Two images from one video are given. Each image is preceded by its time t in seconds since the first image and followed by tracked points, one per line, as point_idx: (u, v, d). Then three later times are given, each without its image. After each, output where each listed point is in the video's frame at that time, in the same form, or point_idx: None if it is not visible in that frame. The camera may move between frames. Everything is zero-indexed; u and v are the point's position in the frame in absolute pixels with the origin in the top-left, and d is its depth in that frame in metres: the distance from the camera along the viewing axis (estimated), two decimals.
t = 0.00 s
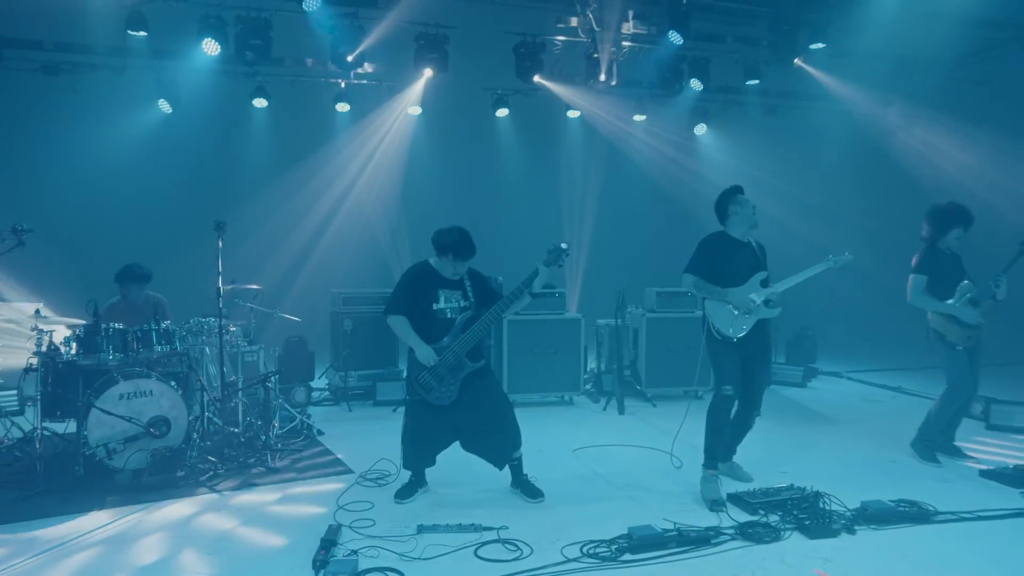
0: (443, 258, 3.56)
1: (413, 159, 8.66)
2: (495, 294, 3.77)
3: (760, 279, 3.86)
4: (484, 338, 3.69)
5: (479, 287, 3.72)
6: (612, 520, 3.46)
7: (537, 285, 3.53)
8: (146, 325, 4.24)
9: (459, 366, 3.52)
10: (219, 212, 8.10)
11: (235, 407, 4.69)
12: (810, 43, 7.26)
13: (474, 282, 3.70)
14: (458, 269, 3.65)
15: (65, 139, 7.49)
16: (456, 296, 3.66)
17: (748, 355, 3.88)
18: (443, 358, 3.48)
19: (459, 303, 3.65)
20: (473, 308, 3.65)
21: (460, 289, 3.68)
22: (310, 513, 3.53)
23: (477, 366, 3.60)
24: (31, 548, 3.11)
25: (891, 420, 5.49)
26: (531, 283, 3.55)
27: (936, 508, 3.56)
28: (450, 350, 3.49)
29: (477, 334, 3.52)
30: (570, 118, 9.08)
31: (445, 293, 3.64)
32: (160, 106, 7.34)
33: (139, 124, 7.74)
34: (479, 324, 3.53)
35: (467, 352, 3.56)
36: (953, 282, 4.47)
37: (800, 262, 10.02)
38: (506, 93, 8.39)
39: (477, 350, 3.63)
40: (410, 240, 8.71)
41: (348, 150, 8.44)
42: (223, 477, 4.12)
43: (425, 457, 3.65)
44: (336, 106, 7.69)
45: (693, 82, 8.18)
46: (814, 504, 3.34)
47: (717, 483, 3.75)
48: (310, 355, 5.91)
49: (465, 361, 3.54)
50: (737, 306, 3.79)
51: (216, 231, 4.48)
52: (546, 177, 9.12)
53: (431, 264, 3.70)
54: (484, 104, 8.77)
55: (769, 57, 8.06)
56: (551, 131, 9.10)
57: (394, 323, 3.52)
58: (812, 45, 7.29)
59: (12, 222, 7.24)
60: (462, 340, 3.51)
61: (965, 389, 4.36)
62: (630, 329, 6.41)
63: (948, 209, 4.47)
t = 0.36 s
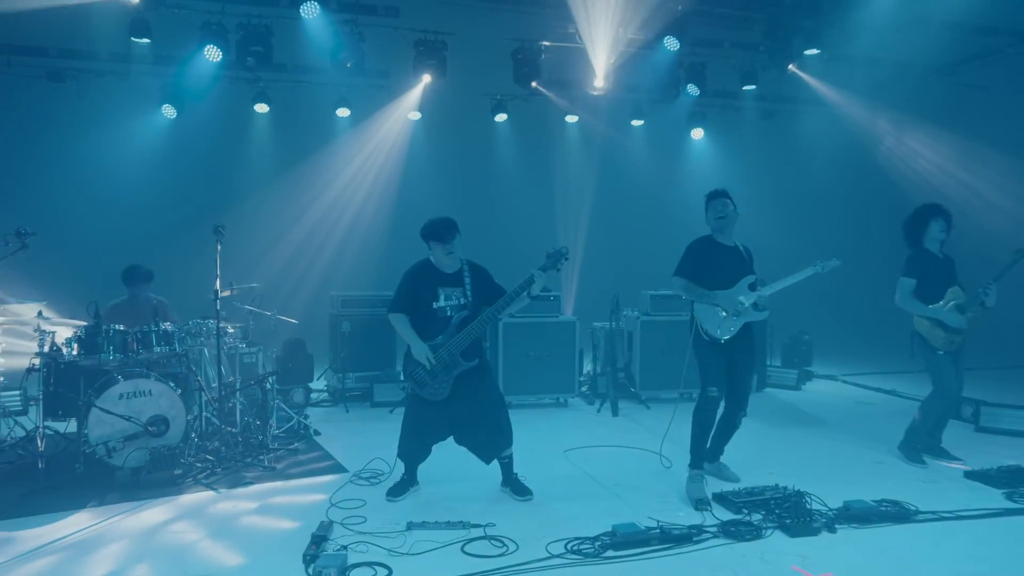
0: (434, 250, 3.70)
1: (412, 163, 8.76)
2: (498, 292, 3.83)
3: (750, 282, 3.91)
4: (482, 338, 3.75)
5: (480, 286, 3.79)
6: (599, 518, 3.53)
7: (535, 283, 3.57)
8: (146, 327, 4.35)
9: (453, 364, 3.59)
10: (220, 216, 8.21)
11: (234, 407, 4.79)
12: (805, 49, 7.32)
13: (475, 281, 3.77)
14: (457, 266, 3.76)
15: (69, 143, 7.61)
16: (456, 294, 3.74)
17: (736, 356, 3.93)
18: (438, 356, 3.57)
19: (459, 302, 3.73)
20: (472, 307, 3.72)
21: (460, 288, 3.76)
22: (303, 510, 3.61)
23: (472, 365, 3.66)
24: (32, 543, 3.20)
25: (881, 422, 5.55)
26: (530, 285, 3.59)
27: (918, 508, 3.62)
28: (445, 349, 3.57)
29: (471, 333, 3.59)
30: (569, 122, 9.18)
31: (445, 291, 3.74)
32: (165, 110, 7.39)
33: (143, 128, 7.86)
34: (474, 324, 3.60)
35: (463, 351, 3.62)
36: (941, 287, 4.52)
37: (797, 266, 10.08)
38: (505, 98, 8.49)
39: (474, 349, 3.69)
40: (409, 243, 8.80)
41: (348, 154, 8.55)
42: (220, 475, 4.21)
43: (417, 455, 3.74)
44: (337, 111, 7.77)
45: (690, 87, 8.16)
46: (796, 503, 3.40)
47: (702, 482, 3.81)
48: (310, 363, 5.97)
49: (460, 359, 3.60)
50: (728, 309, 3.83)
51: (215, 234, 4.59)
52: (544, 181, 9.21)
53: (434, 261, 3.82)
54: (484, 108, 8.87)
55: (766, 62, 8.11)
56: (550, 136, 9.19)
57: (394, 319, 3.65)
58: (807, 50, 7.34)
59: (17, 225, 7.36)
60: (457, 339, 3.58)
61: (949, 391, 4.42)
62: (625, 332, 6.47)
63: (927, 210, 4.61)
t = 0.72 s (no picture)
0: (462, 259, 3.73)
1: (413, 167, 8.87)
2: (519, 302, 3.88)
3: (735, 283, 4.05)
4: (498, 347, 3.81)
5: (501, 296, 3.85)
6: (593, 515, 3.62)
7: (552, 303, 3.62)
8: (152, 329, 4.45)
9: (464, 370, 3.68)
10: (225, 220, 8.35)
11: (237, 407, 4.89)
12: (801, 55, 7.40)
13: (496, 290, 3.84)
14: (480, 274, 3.81)
15: (76, 150, 7.73)
16: (475, 302, 3.81)
17: (727, 357, 4.02)
18: (450, 361, 3.66)
19: (478, 310, 3.80)
20: (490, 316, 3.79)
21: (481, 296, 3.82)
22: (305, 506, 3.71)
23: (482, 373, 3.74)
24: (41, 537, 3.30)
25: (875, 423, 5.63)
26: (545, 302, 3.63)
27: (907, 505, 3.70)
28: (458, 355, 3.65)
29: (485, 342, 3.65)
30: (569, 127, 9.26)
31: (465, 298, 3.81)
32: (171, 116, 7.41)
33: (149, 135, 7.98)
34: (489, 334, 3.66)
35: (475, 358, 3.70)
36: (931, 288, 4.61)
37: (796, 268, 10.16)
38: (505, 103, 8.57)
39: (487, 356, 3.76)
40: (411, 247, 8.92)
41: (351, 159, 8.66)
42: (225, 473, 4.32)
43: (415, 454, 3.84)
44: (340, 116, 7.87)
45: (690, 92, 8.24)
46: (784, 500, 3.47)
47: (695, 481, 3.89)
48: (312, 364, 6.07)
49: (471, 366, 3.69)
50: (714, 310, 3.94)
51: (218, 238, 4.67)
52: (545, 185, 9.31)
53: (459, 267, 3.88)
54: (484, 114, 8.96)
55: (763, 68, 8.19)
56: (550, 141, 9.28)
57: (414, 321, 3.76)
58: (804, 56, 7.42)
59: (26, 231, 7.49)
60: (470, 347, 3.66)
61: (937, 392, 4.50)
62: (623, 334, 6.55)
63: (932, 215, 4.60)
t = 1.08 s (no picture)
0: (465, 254, 3.84)
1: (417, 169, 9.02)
2: (511, 296, 4.02)
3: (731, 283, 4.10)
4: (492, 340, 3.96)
5: (494, 290, 3.99)
6: (591, 508, 3.73)
7: (543, 296, 3.78)
8: (163, 328, 4.57)
9: (461, 363, 3.80)
10: (233, 221, 8.56)
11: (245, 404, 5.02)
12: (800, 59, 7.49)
13: (489, 284, 3.97)
14: (476, 269, 3.93)
15: (85, 156, 7.84)
16: (471, 296, 3.94)
17: (721, 354, 4.13)
18: (447, 354, 3.77)
19: (473, 304, 3.93)
20: (485, 310, 3.93)
21: (476, 290, 3.95)
22: (311, 498, 3.83)
23: (478, 365, 3.86)
24: (57, 527, 3.42)
25: (871, 421, 5.73)
26: (538, 296, 3.79)
27: (897, 499, 3.80)
28: (456, 349, 3.77)
29: (481, 335, 3.79)
30: (571, 130, 9.38)
31: (461, 293, 3.94)
32: (180, 118, 7.75)
33: (157, 139, 8.12)
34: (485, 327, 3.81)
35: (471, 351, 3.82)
36: (924, 287, 4.71)
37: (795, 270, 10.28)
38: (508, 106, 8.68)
39: (482, 349, 3.89)
40: (415, 248, 9.08)
41: (356, 161, 8.82)
42: (234, 467, 4.45)
43: (418, 449, 3.95)
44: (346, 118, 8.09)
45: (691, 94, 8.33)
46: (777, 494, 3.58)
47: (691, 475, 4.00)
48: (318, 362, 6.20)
49: (467, 359, 3.81)
50: (710, 308, 4.05)
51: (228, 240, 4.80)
52: (547, 187, 9.45)
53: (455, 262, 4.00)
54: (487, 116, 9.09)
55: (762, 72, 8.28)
56: (552, 143, 9.40)
57: (411, 316, 3.86)
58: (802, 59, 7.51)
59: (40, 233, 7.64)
60: (467, 340, 3.78)
61: (929, 389, 4.61)
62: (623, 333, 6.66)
63: (923, 217, 4.72)
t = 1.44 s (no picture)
0: (451, 258, 4.00)
1: (427, 172, 9.22)
2: (497, 299, 4.17)
3: (729, 284, 4.25)
4: (480, 339, 4.10)
5: (482, 292, 4.14)
6: (593, 501, 3.86)
7: (525, 299, 3.92)
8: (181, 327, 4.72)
9: (452, 360, 3.94)
10: (247, 224, 8.74)
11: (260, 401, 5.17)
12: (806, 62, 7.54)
13: (478, 286, 4.13)
14: (464, 271, 4.08)
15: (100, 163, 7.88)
16: (460, 297, 4.08)
17: (721, 353, 4.24)
18: (439, 352, 3.91)
19: (462, 304, 4.07)
20: (473, 310, 4.07)
21: (464, 291, 4.10)
22: (325, 490, 3.98)
23: (469, 362, 4.00)
24: (81, 516, 3.58)
25: (873, 419, 5.82)
26: (520, 300, 3.93)
27: (893, 494, 3.90)
28: (447, 347, 3.90)
29: (471, 333, 3.92)
30: (580, 134, 9.52)
31: (451, 294, 4.08)
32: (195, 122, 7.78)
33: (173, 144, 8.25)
34: (473, 325, 3.94)
35: (461, 349, 3.96)
36: (924, 288, 4.79)
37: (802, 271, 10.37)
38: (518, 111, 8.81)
39: (472, 347, 4.03)
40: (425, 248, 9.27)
41: (368, 165, 9.01)
42: (249, 462, 4.60)
43: (426, 444, 4.10)
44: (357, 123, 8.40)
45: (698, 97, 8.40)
46: (773, 487, 3.69)
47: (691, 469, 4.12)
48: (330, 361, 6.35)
49: (458, 357, 3.95)
50: (709, 307, 4.17)
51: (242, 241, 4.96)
52: (555, 189, 9.63)
53: (444, 266, 4.15)
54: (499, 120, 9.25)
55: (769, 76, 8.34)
56: (560, 146, 9.56)
57: (400, 315, 3.99)
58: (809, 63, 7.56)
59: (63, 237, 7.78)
60: (458, 338, 3.91)
61: (927, 388, 4.69)
62: (629, 333, 6.78)
63: (922, 219, 4.81)
